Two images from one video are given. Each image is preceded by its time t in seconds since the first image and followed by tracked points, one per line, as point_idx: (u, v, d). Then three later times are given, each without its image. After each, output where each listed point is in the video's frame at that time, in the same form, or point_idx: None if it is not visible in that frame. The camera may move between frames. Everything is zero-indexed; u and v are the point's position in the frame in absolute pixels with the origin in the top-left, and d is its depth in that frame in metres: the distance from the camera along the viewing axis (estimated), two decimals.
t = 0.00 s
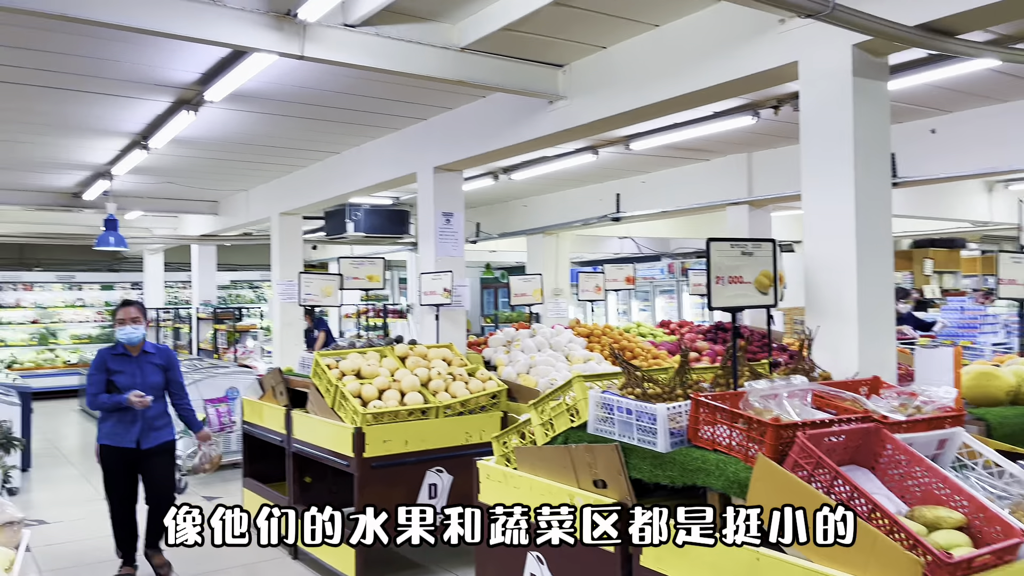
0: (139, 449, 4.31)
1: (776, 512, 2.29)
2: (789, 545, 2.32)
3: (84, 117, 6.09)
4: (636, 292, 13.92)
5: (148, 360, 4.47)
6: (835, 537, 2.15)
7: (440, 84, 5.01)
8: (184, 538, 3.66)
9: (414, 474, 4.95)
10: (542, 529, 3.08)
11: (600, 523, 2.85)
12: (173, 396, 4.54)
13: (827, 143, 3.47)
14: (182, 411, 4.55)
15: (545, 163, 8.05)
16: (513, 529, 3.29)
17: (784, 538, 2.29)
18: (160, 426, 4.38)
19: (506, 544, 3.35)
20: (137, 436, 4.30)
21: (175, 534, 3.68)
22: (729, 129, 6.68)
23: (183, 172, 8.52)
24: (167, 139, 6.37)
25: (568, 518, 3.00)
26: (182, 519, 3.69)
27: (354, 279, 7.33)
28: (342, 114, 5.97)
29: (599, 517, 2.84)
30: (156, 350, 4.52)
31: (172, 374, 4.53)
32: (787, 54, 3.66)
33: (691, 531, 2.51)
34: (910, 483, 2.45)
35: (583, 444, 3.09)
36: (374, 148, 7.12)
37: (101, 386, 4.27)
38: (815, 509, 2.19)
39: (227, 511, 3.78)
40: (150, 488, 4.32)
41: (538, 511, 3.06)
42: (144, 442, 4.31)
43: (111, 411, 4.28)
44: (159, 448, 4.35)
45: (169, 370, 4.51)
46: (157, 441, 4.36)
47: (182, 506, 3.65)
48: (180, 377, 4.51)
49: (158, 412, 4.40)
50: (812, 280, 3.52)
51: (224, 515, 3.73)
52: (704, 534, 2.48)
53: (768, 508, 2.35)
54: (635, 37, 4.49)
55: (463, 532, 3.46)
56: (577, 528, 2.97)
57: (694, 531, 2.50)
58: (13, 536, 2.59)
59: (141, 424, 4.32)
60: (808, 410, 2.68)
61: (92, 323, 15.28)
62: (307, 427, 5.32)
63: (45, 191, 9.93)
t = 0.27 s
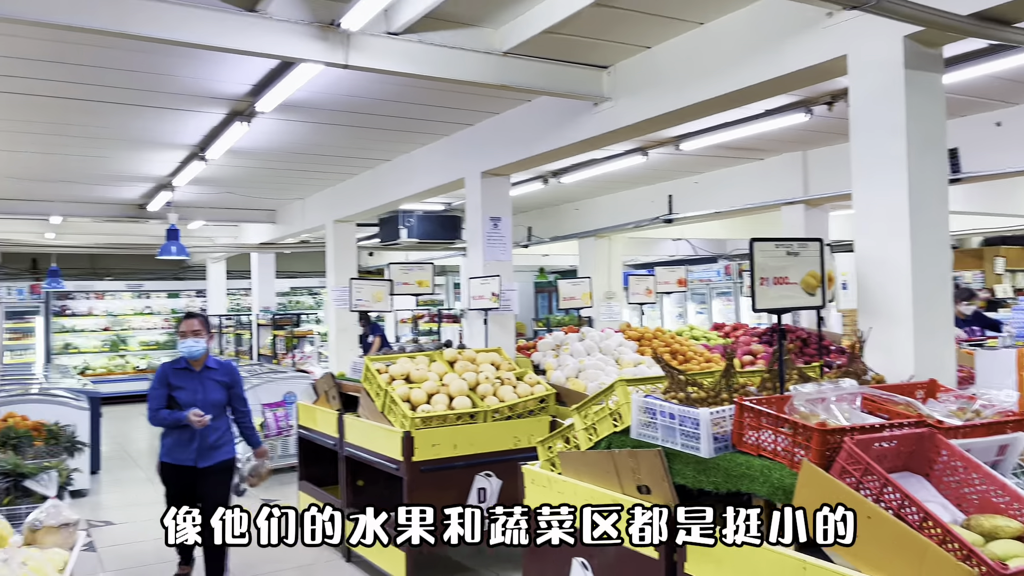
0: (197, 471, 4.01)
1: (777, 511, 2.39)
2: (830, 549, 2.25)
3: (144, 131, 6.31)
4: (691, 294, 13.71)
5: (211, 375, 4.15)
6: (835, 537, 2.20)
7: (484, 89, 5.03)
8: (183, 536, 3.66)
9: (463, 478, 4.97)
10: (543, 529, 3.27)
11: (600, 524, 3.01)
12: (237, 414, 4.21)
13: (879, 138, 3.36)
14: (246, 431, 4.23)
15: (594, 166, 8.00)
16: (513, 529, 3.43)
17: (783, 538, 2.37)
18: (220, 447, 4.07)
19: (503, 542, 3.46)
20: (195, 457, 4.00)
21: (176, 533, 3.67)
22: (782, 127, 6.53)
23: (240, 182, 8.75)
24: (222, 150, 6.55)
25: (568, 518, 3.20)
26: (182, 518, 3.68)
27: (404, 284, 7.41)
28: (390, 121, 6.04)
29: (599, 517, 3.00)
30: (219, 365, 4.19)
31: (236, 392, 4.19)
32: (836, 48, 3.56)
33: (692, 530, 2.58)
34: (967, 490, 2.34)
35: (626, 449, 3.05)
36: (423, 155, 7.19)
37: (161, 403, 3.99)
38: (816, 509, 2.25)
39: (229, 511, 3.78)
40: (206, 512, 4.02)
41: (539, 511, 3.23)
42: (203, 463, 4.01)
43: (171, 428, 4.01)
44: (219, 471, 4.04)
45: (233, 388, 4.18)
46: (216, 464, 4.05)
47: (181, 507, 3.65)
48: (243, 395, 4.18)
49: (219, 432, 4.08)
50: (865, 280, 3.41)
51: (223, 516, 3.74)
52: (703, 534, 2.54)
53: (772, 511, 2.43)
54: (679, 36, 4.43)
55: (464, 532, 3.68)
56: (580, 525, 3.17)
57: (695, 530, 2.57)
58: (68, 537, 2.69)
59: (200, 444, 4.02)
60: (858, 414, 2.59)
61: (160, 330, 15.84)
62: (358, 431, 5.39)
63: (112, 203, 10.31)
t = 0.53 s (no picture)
0: (239, 473, 3.90)
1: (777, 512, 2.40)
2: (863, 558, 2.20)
3: (188, 137, 6.46)
4: (734, 297, 13.53)
5: (253, 374, 4.02)
6: (836, 537, 2.24)
7: (518, 92, 5.03)
8: (184, 537, 3.48)
9: (497, 481, 4.96)
10: (543, 529, 3.35)
11: (600, 524, 3.15)
12: (280, 414, 4.07)
13: (919, 136, 3.27)
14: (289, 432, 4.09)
15: (632, 168, 7.95)
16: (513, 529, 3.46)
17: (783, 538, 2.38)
18: (261, 448, 3.94)
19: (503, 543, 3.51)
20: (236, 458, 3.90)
21: (176, 532, 3.48)
22: (823, 127, 6.41)
23: (282, 186, 8.90)
24: (263, 155, 6.67)
25: (568, 518, 3.31)
26: (182, 517, 3.52)
27: (440, 287, 7.44)
28: (426, 125, 6.09)
29: (599, 517, 3.13)
30: (263, 363, 4.05)
31: (278, 391, 4.04)
32: (875, 45, 3.48)
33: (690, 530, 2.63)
34: (1010, 500, 2.26)
35: (657, 453, 3.01)
36: (460, 158, 7.23)
37: (201, 401, 3.93)
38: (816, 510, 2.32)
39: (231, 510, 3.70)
40: (249, 516, 3.94)
41: (539, 511, 3.31)
42: (243, 464, 3.89)
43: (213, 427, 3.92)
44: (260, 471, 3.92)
45: (274, 386, 4.03)
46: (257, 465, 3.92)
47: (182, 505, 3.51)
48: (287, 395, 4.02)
49: (261, 432, 3.95)
50: (905, 282, 3.33)
51: (224, 514, 3.64)
52: (703, 534, 2.60)
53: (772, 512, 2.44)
54: (714, 36, 4.38)
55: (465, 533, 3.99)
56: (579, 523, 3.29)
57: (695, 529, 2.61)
58: (105, 534, 2.76)
59: (241, 445, 3.91)
60: (895, 420, 2.52)
61: (206, 332, 16.17)
62: (394, 433, 5.43)
63: (159, 208, 10.57)
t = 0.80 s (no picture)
0: (262, 488, 3.74)
1: (777, 512, 2.49)
2: (890, 567, 2.16)
3: (223, 141, 6.57)
4: (769, 301, 13.35)
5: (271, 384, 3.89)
6: (834, 536, 2.35)
7: (547, 95, 5.03)
8: (184, 538, 3.56)
9: (525, 484, 4.96)
10: (543, 528, 3.48)
11: (600, 523, 3.32)
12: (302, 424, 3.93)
13: (953, 138, 3.20)
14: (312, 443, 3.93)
15: (664, 171, 7.90)
16: (513, 529, 3.65)
17: (784, 538, 2.45)
18: (285, 461, 3.78)
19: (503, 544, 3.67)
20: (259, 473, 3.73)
21: (175, 532, 3.57)
22: (859, 129, 6.30)
23: (316, 189, 9.00)
24: (297, 159, 6.75)
25: (569, 518, 3.46)
26: (182, 518, 3.57)
27: (470, 289, 7.47)
28: (456, 128, 6.11)
29: (599, 517, 3.30)
30: (282, 371, 3.93)
31: (299, 400, 3.91)
32: (909, 45, 3.42)
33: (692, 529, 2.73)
34: None
35: (683, 458, 2.97)
36: (491, 161, 7.25)
37: (219, 414, 3.79)
38: (817, 509, 2.41)
39: (231, 510, 3.60)
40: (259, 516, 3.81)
41: (540, 511, 3.45)
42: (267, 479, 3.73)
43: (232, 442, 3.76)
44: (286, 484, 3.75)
45: (295, 396, 3.90)
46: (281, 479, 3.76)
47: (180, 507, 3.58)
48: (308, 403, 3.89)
49: (283, 444, 3.80)
50: (940, 287, 3.26)
51: (223, 515, 3.55)
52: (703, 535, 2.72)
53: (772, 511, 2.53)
54: (745, 37, 4.33)
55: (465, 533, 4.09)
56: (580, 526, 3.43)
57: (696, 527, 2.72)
58: (136, 531, 2.82)
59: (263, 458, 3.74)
60: (925, 428, 2.47)
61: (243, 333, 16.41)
62: (423, 435, 5.45)
63: (197, 211, 10.76)
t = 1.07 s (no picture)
0: (254, 489, 3.76)
1: (777, 512, 2.50)
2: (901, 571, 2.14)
3: (239, 143, 6.63)
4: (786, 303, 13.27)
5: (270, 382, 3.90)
6: (835, 537, 2.38)
7: (560, 96, 5.04)
8: (184, 538, 3.34)
9: (537, 485, 4.97)
10: (543, 529, 3.48)
11: (600, 523, 3.32)
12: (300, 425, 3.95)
13: (969, 139, 3.17)
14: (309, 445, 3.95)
15: (678, 172, 7.88)
16: (512, 529, 3.67)
17: (784, 538, 2.47)
18: (278, 462, 3.80)
19: (503, 543, 3.69)
20: (250, 474, 3.76)
21: (175, 532, 3.35)
22: (876, 130, 6.25)
23: (331, 191, 9.05)
24: (312, 160, 6.80)
25: (569, 518, 3.46)
26: (182, 518, 3.34)
27: (484, 290, 7.49)
28: (470, 130, 6.13)
29: (599, 517, 3.30)
30: (280, 370, 3.94)
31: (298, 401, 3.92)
32: (924, 45, 3.39)
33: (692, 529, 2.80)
34: None
35: (694, 461, 2.96)
36: (505, 162, 7.26)
37: (215, 412, 3.83)
38: (817, 510, 2.43)
39: (230, 509, 3.51)
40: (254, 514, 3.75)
41: (540, 511, 3.45)
42: (259, 481, 3.76)
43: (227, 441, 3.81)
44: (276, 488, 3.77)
45: (293, 396, 3.92)
46: (273, 480, 3.78)
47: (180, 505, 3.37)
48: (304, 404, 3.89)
49: (277, 445, 3.81)
50: (954, 289, 3.23)
51: (224, 515, 3.45)
52: (702, 535, 2.77)
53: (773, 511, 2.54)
54: (758, 38, 4.32)
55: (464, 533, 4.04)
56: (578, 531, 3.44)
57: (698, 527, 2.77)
58: (150, 529, 2.85)
59: (256, 459, 3.77)
60: (937, 431, 2.45)
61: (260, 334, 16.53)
62: (436, 436, 5.46)
63: (214, 212, 10.85)
